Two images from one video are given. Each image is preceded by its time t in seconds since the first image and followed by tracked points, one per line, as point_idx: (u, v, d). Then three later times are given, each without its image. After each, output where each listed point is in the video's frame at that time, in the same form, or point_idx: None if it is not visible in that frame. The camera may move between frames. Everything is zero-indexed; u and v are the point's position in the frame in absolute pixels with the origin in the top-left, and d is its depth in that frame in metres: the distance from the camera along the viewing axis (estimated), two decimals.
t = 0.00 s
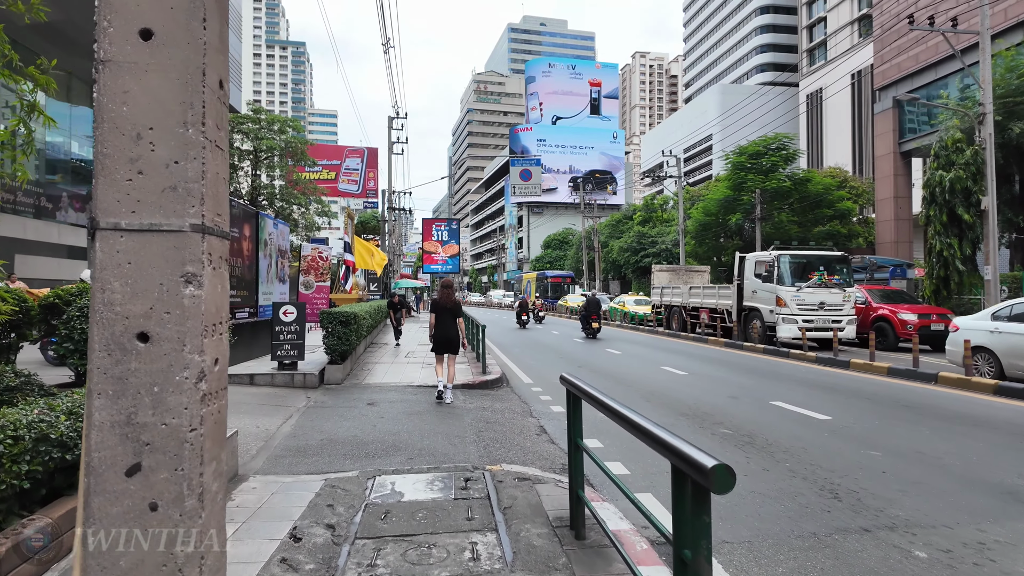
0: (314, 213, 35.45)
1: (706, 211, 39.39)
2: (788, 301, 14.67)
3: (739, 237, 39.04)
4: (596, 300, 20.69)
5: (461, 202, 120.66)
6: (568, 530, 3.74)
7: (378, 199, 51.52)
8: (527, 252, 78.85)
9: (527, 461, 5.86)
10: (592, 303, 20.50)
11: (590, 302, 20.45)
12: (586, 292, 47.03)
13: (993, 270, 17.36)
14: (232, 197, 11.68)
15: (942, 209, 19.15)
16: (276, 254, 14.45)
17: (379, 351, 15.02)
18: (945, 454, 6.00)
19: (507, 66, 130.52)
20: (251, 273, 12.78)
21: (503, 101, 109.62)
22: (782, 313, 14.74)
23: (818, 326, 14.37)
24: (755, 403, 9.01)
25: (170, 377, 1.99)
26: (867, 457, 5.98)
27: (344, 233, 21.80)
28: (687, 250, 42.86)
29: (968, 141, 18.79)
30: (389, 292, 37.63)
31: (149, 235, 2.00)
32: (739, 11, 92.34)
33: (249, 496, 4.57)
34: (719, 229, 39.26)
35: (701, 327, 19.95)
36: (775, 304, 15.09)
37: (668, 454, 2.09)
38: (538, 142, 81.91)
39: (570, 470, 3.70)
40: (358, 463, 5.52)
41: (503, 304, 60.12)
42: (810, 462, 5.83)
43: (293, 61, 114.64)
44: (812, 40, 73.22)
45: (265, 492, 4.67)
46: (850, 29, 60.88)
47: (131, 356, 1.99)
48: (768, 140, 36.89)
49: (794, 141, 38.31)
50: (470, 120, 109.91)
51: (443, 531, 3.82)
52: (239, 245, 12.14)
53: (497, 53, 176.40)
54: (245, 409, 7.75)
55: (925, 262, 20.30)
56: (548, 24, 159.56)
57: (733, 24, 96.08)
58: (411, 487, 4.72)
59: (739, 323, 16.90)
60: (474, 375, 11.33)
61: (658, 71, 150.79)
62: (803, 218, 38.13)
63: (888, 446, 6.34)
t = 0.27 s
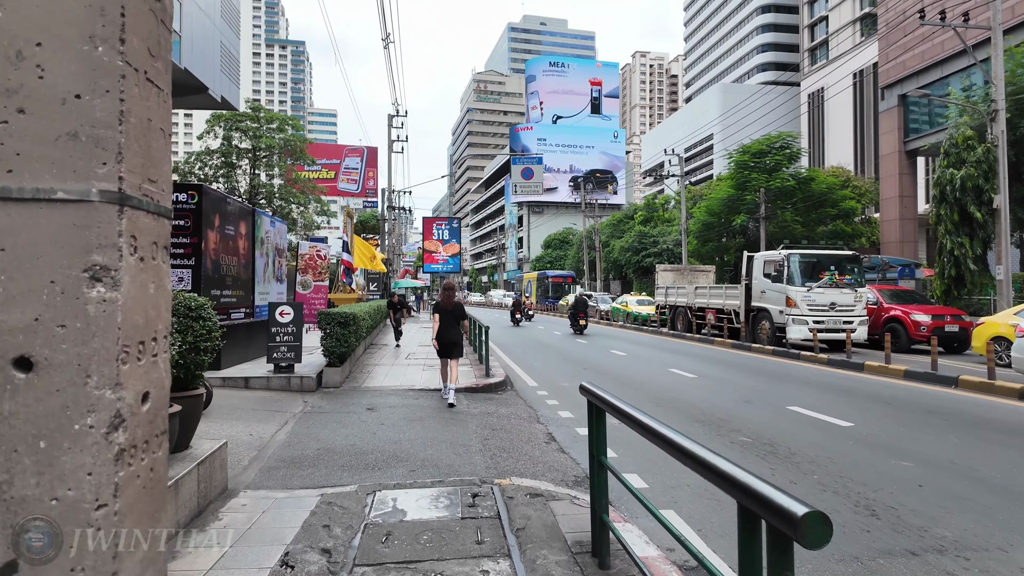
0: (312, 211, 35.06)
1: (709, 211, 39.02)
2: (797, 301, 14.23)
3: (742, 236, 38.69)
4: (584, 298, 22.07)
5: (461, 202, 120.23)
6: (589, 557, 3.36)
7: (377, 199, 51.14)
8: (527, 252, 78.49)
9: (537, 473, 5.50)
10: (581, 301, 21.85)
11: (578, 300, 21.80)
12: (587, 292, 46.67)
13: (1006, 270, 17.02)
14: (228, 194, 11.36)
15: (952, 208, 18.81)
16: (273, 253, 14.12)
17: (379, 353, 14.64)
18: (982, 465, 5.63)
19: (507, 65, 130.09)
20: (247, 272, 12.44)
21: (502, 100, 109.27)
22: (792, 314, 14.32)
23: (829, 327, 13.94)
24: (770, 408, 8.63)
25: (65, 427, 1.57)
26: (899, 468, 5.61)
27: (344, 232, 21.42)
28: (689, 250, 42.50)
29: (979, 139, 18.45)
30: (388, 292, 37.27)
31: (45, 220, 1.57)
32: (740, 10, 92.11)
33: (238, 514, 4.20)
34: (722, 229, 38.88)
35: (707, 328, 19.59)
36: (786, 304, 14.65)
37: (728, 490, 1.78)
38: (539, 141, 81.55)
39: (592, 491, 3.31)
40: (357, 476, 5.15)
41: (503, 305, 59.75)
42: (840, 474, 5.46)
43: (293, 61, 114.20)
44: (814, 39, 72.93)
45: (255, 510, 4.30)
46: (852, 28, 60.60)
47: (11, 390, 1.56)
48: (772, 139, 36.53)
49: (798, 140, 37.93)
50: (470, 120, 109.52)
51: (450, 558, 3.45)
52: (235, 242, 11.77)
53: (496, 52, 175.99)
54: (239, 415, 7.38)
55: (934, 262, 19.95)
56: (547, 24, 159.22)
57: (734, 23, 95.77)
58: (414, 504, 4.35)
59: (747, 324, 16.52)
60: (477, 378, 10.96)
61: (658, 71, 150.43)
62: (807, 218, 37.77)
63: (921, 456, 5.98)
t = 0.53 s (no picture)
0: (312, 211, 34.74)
1: (711, 210, 38.70)
2: (809, 302, 13.86)
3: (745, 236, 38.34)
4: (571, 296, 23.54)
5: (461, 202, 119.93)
6: None
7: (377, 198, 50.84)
8: (527, 252, 78.17)
9: (547, 485, 5.17)
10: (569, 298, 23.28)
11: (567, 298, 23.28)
12: (588, 293, 46.35)
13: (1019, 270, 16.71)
14: (224, 191, 11.04)
15: (963, 206, 18.51)
16: (270, 252, 13.79)
17: (379, 355, 14.30)
18: (1021, 477, 5.30)
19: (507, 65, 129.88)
20: (243, 272, 12.12)
21: (503, 100, 109.05)
22: (803, 314, 13.96)
23: (841, 328, 13.65)
24: (786, 414, 8.28)
25: None
26: (934, 481, 5.26)
27: (344, 232, 21.08)
28: (691, 250, 42.20)
29: (989, 136, 18.16)
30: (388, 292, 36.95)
31: None
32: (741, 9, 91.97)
33: (226, 535, 3.86)
34: (725, 229, 38.56)
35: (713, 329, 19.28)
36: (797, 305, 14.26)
37: (816, 542, 1.42)
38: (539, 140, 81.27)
39: (616, 515, 2.98)
40: (354, 490, 4.81)
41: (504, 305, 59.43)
42: (870, 487, 5.13)
43: (293, 61, 114.04)
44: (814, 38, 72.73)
45: (245, 529, 3.95)
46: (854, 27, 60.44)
47: None
48: (775, 138, 36.26)
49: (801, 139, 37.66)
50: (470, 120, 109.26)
51: None
52: (230, 241, 11.42)
53: (496, 53, 175.72)
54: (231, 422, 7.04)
55: (944, 262, 19.63)
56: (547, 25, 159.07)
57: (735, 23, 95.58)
58: (417, 523, 4.00)
59: (755, 325, 16.15)
60: (480, 381, 10.61)
61: (658, 71, 150.23)
62: (810, 217, 37.47)
63: (954, 467, 5.63)
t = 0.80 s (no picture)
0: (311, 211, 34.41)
1: (714, 209, 38.37)
2: (824, 302, 13.55)
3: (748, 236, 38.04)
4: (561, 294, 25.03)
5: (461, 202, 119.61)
6: None
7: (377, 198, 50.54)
8: (528, 252, 77.86)
9: (558, 501, 4.84)
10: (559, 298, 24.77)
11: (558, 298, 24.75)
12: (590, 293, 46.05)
13: None
14: (219, 189, 10.72)
15: (974, 205, 18.18)
16: (267, 252, 13.45)
17: (379, 357, 13.96)
18: None
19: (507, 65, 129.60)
20: (239, 273, 11.79)
21: (503, 100, 108.73)
22: (819, 316, 13.62)
23: (857, 330, 13.33)
24: (802, 420, 7.94)
25: None
26: (970, 497, 4.92)
27: (343, 231, 20.72)
28: (694, 250, 41.87)
29: (1001, 133, 17.83)
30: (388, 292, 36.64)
31: None
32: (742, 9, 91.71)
33: (211, 562, 3.52)
34: (728, 228, 38.22)
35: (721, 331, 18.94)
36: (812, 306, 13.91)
37: None
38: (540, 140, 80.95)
39: (642, 548, 2.65)
40: (351, 508, 4.47)
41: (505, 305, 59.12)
42: (903, 503, 4.79)
43: (292, 60, 113.75)
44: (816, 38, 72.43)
45: (232, 555, 3.62)
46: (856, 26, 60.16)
47: None
48: (779, 136, 35.95)
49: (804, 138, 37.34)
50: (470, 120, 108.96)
51: None
52: (225, 240, 11.08)
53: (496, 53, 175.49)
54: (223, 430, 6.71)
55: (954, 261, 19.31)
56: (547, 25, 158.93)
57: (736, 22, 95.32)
58: (418, 548, 3.66)
59: (767, 327, 15.80)
60: (484, 385, 10.27)
61: (659, 71, 150.00)
62: (814, 216, 37.13)
63: (990, 480, 5.29)
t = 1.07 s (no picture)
0: (314, 211, 34.20)
1: (721, 210, 37.99)
2: (847, 303, 13.20)
3: (755, 237, 37.62)
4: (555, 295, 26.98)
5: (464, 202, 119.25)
6: None
7: (381, 198, 50.33)
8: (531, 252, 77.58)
9: (573, 515, 4.58)
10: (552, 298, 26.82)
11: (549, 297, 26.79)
12: (595, 293, 45.72)
13: None
14: (219, 188, 10.48)
15: (988, 204, 17.85)
16: (269, 252, 13.19)
17: (383, 359, 13.68)
18: None
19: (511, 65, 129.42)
20: (240, 274, 11.54)
21: (506, 101, 108.58)
22: (841, 317, 13.26)
23: (881, 331, 12.97)
24: (822, 426, 7.65)
25: None
26: (1011, 511, 4.63)
27: (347, 231, 20.46)
28: (700, 250, 41.49)
29: (1015, 131, 17.50)
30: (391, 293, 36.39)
31: None
32: (747, 8, 91.31)
33: None
34: (734, 229, 37.86)
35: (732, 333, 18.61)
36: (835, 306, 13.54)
37: None
38: (544, 139, 80.64)
39: None
40: (354, 522, 4.21)
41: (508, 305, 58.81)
42: (940, 518, 4.51)
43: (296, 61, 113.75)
44: (821, 37, 72.16)
45: None
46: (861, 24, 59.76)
47: None
48: (786, 135, 35.59)
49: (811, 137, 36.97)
50: (473, 120, 108.86)
51: None
52: (226, 240, 10.84)
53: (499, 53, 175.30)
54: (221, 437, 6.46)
55: (967, 261, 18.95)
56: (551, 23, 158.70)
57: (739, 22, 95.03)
58: (424, 568, 3.41)
59: (785, 329, 15.46)
60: (490, 389, 9.98)
61: (662, 71, 149.62)
62: (821, 217, 36.74)
63: None
